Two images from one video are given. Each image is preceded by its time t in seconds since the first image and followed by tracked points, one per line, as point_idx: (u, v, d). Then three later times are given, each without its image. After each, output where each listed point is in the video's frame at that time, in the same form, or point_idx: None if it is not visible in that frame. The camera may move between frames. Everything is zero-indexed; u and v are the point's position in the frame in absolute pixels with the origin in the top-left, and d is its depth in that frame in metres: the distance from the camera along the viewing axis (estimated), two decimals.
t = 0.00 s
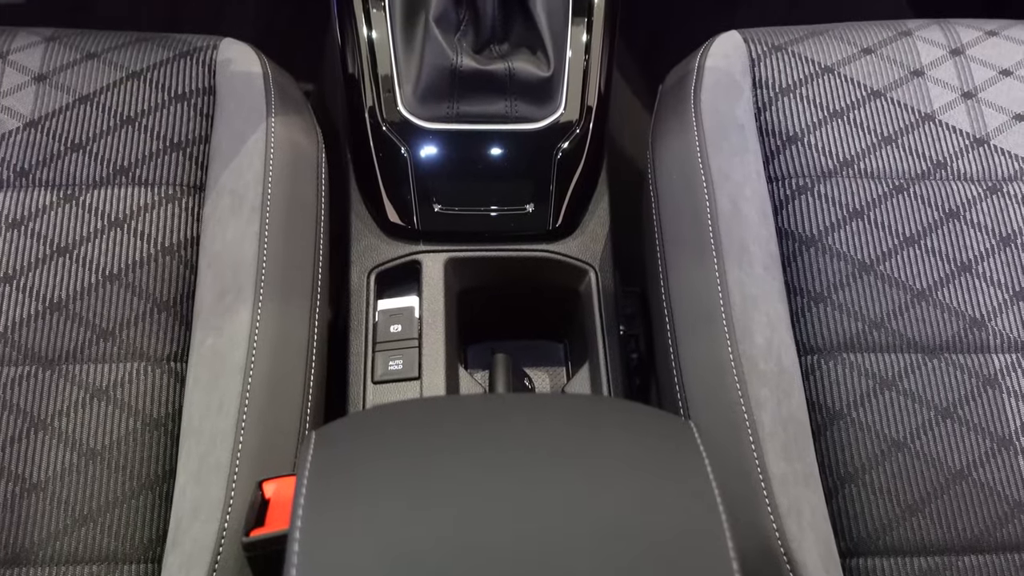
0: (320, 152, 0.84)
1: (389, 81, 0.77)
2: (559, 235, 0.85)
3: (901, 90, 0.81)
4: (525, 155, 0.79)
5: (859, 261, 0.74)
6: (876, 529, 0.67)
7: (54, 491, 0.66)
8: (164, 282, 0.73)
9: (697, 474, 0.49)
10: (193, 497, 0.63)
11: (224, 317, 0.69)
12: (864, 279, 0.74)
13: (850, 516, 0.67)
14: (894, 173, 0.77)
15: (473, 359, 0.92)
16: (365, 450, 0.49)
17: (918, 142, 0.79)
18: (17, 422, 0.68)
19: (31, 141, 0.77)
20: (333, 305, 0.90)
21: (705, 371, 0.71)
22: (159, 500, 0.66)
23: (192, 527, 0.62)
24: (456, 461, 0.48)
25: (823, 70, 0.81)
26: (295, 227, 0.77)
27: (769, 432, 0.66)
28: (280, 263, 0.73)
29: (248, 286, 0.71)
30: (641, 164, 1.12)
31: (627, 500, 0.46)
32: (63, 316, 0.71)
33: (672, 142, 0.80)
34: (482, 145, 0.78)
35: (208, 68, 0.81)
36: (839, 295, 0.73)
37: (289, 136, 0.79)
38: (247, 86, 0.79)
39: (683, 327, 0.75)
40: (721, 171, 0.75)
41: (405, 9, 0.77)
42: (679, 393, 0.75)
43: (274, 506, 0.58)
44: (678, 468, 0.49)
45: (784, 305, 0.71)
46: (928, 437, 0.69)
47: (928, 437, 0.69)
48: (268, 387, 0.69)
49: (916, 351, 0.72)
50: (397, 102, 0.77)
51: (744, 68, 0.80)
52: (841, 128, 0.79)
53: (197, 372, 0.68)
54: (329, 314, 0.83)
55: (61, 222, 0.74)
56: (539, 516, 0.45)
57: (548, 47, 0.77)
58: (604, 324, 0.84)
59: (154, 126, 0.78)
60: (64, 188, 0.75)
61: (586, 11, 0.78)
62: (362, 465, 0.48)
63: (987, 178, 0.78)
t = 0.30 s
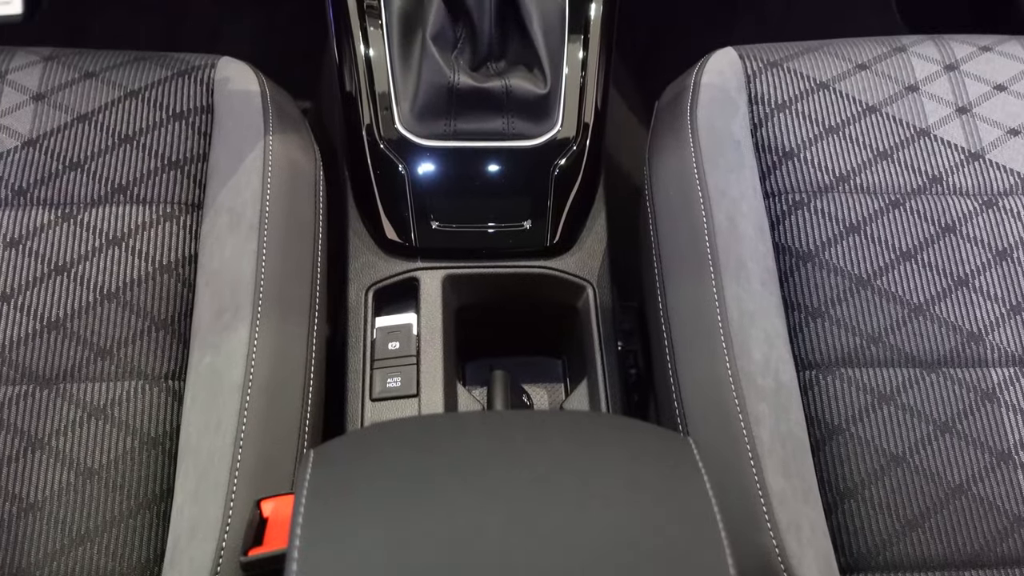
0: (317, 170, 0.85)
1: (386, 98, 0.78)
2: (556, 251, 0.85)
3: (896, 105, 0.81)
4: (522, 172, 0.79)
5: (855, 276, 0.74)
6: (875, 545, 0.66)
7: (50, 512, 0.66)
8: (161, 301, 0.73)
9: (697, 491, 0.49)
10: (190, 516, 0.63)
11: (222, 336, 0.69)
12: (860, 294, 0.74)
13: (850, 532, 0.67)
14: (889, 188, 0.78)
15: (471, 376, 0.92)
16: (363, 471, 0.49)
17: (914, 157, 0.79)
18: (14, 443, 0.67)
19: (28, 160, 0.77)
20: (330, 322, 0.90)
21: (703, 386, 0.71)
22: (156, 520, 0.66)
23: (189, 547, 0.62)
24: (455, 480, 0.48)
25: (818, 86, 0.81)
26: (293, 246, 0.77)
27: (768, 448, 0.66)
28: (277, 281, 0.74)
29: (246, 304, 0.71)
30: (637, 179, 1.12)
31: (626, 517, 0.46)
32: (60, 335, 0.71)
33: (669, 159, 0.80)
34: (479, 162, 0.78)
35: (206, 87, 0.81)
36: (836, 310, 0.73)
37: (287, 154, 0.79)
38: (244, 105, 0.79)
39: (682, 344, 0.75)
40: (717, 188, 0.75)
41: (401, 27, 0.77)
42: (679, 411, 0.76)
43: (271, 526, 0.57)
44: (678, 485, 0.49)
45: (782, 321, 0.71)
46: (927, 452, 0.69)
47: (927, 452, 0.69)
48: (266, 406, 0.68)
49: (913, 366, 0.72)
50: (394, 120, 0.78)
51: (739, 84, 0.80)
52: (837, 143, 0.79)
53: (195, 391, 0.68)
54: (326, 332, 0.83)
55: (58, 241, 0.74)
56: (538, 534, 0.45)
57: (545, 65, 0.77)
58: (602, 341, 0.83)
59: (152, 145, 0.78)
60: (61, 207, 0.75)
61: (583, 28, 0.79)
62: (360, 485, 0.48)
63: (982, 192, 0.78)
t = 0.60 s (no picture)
0: (315, 188, 0.85)
1: (384, 116, 0.79)
2: (554, 268, 0.86)
3: (891, 121, 0.82)
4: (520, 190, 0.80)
5: (853, 291, 0.75)
6: (876, 560, 0.66)
7: (48, 533, 0.65)
8: (160, 320, 0.73)
9: (697, 506, 0.49)
10: (189, 536, 0.63)
11: (221, 354, 0.69)
12: (859, 310, 0.74)
13: (850, 547, 0.67)
14: (886, 203, 0.78)
15: (471, 393, 0.92)
16: (363, 489, 0.49)
17: (910, 173, 0.79)
18: (11, 463, 0.67)
19: (27, 180, 0.77)
20: (329, 340, 0.90)
21: (703, 403, 0.71)
22: (155, 539, 0.66)
23: (187, 567, 0.61)
24: (454, 499, 0.48)
25: (814, 102, 0.82)
26: (291, 265, 0.77)
27: (768, 464, 0.66)
28: (276, 300, 0.74)
29: (245, 323, 0.71)
30: (634, 196, 1.12)
31: (627, 534, 0.46)
32: (59, 355, 0.71)
33: (667, 175, 0.81)
34: (477, 179, 0.79)
35: (204, 106, 0.81)
36: (834, 325, 0.73)
37: (285, 173, 0.79)
38: (243, 124, 0.79)
39: (681, 360, 0.75)
40: (715, 204, 0.75)
41: (398, 45, 0.78)
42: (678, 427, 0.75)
43: (271, 545, 0.57)
44: (678, 502, 0.49)
45: (780, 336, 0.71)
46: (926, 467, 0.69)
47: (927, 467, 0.69)
48: (264, 425, 0.68)
49: (912, 381, 0.72)
50: (393, 137, 0.79)
51: (736, 101, 0.81)
52: (834, 159, 0.79)
53: (193, 410, 0.68)
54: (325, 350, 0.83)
55: (56, 261, 0.74)
56: (539, 552, 0.45)
57: (542, 83, 0.77)
58: (601, 356, 0.83)
59: (150, 164, 0.78)
60: (59, 226, 0.75)
61: (579, 46, 0.81)
62: (360, 504, 0.48)
63: (979, 206, 0.78)
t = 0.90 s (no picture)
0: (315, 207, 0.85)
1: (383, 134, 0.80)
2: (553, 286, 0.85)
3: (888, 137, 0.82)
4: (519, 208, 0.80)
5: (851, 307, 0.75)
6: None
7: (47, 553, 0.65)
8: (159, 339, 0.73)
9: (698, 524, 0.49)
10: (188, 555, 0.63)
11: (220, 374, 0.69)
12: (857, 325, 0.74)
13: (850, 564, 0.67)
14: (884, 219, 0.78)
15: (470, 411, 0.91)
16: (361, 509, 0.49)
17: (907, 189, 0.79)
18: (10, 483, 0.67)
19: (27, 201, 0.77)
20: (329, 358, 0.90)
21: (703, 420, 0.71)
22: (155, 559, 0.66)
23: None
24: (454, 518, 0.48)
25: (811, 119, 0.82)
26: (291, 283, 0.77)
27: (768, 480, 0.66)
28: (275, 319, 0.74)
29: (244, 342, 0.71)
30: (632, 213, 1.13)
31: (627, 552, 0.46)
32: (58, 375, 0.71)
33: (665, 192, 0.81)
34: (476, 197, 0.79)
35: (204, 126, 0.82)
36: (833, 341, 0.73)
37: (284, 192, 0.80)
38: (242, 144, 0.80)
39: (681, 378, 0.75)
40: (713, 220, 0.76)
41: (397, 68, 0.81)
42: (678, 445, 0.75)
43: (270, 565, 0.57)
44: (678, 519, 0.49)
45: (780, 352, 0.71)
46: (927, 483, 0.69)
47: (927, 483, 0.69)
48: (263, 445, 0.68)
49: (911, 397, 0.72)
50: (392, 156, 0.80)
51: (733, 118, 0.81)
52: (831, 175, 0.80)
53: (192, 430, 0.67)
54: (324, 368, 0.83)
55: (56, 281, 0.74)
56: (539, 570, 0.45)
57: (540, 101, 0.78)
58: (601, 374, 0.83)
59: (150, 183, 0.79)
60: (59, 246, 0.75)
61: (576, 64, 0.83)
62: (359, 524, 0.48)
63: (976, 222, 0.78)
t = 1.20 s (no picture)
0: (314, 226, 0.85)
1: (382, 153, 0.81)
2: (552, 305, 0.85)
3: (885, 154, 0.82)
4: (518, 226, 0.81)
5: (851, 324, 0.75)
6: None
7: None
8: (159, 360, 0.73)
9: (698, 543, 0.49)
10: None
11: (220, 394, 0.69)
12: (857, 342, 0.74)
13: None
14: (882, 236, 0.78)
15: (471, 430, 0.90)
16: (360, 527, 0.49)
17: (905, 206, 0.80)
18: (9, 504, 0.67)
19: (27, 222, 0.78)
20: (328, 377, 0.90)
21: (703, 437, 0.71)
22: None
23: None
24: (455, 537, 0.48)
25: (808, 136, 0.82)
26: (291, 303, 0.77)
27: (769, 498, 0.66)
28: (275, 338, 0.74)
29: (244, 362, 0.71)
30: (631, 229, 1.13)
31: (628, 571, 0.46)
32: (58, 395, 0.71)
33: (663, 210, 0.81)
34: (476, 216, 0.80)
35: (203, 146, 0.82)
36: (833, 358, 0.74)
37: (284, 211, 0.80)
38: (243, 164, 0.80)
39: (681, 395, 0.75)
40: (711, 238, 0.76)
41: (397, 90, 0.81)
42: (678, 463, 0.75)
43: None
44: (678, 537, 0.49)
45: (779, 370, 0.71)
46: (928, 500, 0.68)
47: (928, 500, 0.68)
48: (263, 465, 0.68)
49: (912, 413, 0.71)
50: (391, 176, 0.80)
51: (731, 136, 0.82)
52: (829, 193, 0.80)
53: (192, 451, 0.67)
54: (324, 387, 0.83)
55: (56, 301, 0.74)
56: None
57: (539, 120, 0.79)
58: (601, 391, 0.83)
59: (150, 204, 0.79)
60: (58, 267, 0.75)
61: (575, 83, 0.84)
62: (360, 543, 0.48)
63: (974, 238, 0.78)
